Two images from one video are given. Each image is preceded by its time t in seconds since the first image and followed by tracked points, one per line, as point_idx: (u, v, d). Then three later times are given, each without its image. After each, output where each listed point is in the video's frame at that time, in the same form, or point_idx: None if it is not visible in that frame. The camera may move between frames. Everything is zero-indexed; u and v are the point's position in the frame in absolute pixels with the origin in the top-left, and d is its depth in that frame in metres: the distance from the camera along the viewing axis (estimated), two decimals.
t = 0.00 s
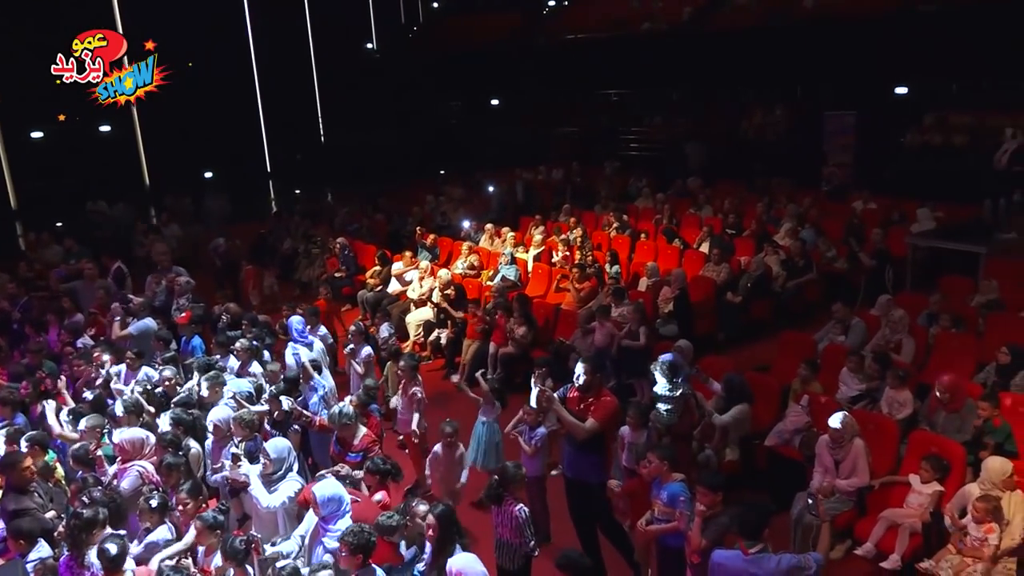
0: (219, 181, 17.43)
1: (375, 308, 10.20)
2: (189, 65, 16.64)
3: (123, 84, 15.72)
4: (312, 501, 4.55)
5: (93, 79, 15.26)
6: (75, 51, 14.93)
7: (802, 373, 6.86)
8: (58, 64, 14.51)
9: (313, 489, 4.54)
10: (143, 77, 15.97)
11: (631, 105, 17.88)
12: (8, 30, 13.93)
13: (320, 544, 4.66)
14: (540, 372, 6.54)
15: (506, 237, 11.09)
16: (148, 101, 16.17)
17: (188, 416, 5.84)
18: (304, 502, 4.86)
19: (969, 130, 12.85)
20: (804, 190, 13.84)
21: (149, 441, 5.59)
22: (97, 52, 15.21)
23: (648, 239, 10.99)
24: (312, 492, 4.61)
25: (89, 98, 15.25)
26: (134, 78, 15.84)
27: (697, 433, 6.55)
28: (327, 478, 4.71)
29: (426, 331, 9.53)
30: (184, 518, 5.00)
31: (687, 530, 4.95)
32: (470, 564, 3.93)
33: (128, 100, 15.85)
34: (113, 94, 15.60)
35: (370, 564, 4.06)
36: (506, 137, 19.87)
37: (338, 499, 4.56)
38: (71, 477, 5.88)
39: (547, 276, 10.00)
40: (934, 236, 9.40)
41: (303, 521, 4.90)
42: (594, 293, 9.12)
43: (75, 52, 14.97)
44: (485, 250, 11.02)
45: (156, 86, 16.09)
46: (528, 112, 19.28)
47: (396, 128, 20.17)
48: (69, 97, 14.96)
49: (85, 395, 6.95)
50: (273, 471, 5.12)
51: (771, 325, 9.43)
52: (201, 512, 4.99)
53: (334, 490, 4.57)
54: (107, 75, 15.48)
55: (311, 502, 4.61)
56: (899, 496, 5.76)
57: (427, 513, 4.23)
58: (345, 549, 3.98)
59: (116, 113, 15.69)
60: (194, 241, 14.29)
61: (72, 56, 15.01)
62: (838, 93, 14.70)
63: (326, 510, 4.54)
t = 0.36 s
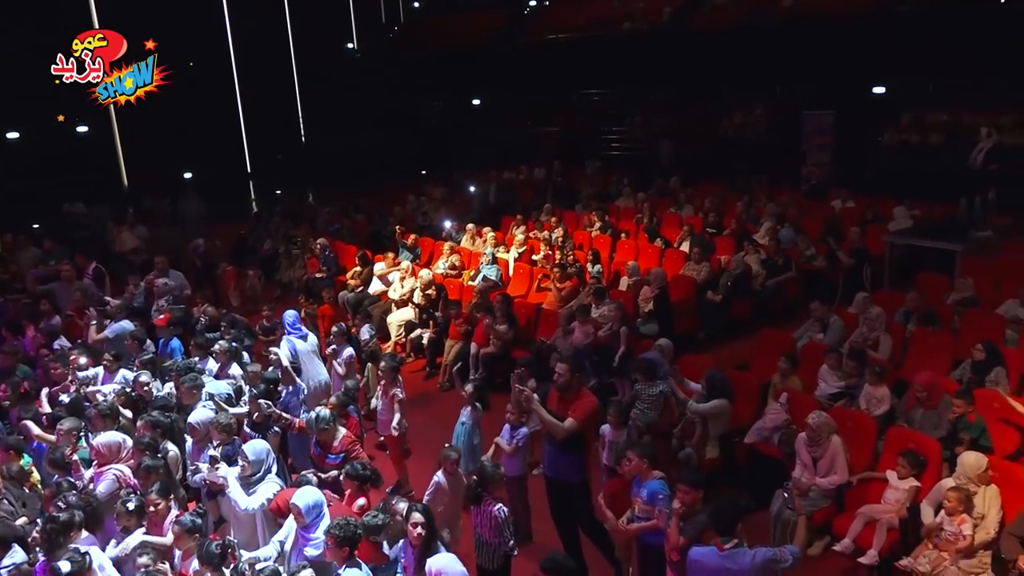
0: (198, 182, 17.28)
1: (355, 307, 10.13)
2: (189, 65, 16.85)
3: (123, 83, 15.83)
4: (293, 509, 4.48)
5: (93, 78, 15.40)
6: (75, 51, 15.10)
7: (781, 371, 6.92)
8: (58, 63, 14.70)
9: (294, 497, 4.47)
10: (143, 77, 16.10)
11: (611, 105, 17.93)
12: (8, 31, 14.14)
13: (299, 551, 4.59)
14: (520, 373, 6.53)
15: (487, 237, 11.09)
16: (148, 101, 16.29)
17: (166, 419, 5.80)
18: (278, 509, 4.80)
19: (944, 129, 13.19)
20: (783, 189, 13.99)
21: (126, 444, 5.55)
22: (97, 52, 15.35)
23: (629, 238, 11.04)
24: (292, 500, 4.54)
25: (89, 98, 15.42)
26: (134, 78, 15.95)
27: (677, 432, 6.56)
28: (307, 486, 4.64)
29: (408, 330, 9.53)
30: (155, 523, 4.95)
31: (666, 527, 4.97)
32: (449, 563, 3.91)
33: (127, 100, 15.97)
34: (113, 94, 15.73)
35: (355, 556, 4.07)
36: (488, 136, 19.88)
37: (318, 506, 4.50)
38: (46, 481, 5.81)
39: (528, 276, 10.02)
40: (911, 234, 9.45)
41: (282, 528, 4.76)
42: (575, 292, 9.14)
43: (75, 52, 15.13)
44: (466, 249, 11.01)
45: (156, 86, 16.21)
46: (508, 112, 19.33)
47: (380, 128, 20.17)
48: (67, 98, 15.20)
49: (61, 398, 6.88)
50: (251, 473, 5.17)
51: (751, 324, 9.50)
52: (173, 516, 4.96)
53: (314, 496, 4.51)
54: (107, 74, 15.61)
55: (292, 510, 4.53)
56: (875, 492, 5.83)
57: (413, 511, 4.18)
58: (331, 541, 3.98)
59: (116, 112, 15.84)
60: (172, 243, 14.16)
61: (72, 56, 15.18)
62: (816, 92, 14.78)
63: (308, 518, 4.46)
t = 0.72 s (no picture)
0: (181, 184, 17.20)
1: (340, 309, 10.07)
2: (191, 65, 17.09)
3: (123, 84, 16.01)
4: (275, 517, 4.41)
5: (93, 78, 15.51)
6: (75, 51, 15.16)
7: (764, 369, 6.97)
8: (60, 63, 14.77)
9: (275, 505, 4.40)
10: (144, 77, 16.31)
11: (596, 104, 17.97)
12: (9, 31, 14.18)
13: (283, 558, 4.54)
14: (504, 373, 6.53)
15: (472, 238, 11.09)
16: (148, 100, 16.47)
17: (148, 422, 5.77)
18: (258, 516, 4.68)
19: (926, 128, 13.34)
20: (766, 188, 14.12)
21: (104, 450, 5.47)
22: (97, 52, 15.43)
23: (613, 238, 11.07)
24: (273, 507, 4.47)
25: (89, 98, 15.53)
26: (135, 78, 16.15)
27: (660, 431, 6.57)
28: (288, 491, 4.59)
29: (393, 332, 9.52)
30: (137, 523, 4.94)
31: (650, 526, 4.99)
32: (431, 566, 3.90)
33: (127, 100, 16.13)
34: (113, 94, 15.87)
35: (342, 559, 4.09)
36: (474, 138, 19.92)
37: (300, 512, 4.45)
38: (26, 486, 5.78)
39: (513, 276, 10.05)
40: (893, 234, 9.47)
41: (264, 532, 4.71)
42: (559, 293, 9.16)
43: (76, 52, 15.20)
44: (450, 250, 11.02)
45: (156, 86, 16.46)
46: (492, 113, 19.38)
47: (366, 129, 20.16)
48: (69, 98, 15.30)
49: (42, 402, 6.86)
50: (233, 476, 5.04)
51: (734, 323, 9.54)
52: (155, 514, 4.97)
53: (296, 503, 4.45)
54: (106, 74, 15.71)
55: (273, 517, 4.46)
56: (858, 488, 5.84)
57: (394, 514, 4.16)
58: (317, 542, 4.00)
59: (116, 112, 15.98)
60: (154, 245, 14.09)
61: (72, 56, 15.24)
62: (797, 93, 14.87)
63: (290, 525, 4.41)
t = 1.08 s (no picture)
0: (161, 186, 17.07)
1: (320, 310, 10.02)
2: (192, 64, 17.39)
3: (123, 84, 16.19)
4: (251, 520, 4.40)
5: (93, 78, 15.68)
6: (75, 51, 15.33)
7: (744, 368, 7.02)
8: (60, 63, 14.92)
9: (252, 507, 4.39)
10: (144, 77, 16.51)
11: (579, 104, 17.96)
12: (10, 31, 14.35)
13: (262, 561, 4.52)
14: (484, 373, 6.50)
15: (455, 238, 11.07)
16: (148, 100, 16.69)
17: (126, 425, 5.74)
18: (234, 519, 4.66)
19: (904, 129, 13.50)
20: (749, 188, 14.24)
21: (78, 454, 5.41)
22: (97, 52, 15.64)
23: (595, 238, 11.12)
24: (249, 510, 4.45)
25: (89, 98, 15.68)
26: (134, 79, 16.33)
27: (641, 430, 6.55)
28: (266, 493, 4.57)
29: (376, 333, 9.51)
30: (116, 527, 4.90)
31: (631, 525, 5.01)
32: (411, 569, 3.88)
33: (127, 100, 16.32)
34: (113, 94, 16.05)
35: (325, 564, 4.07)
36: (459, 138, 19.95)
37: (277, 514, 4.43)
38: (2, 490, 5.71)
39: (495, 276, 10.07)
40: (873, 233, 9.62)
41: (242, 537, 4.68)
42: (542, 293, 9.17)
43: (76, 53, 15.36)
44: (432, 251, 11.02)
45: (156, 86, 16.66)
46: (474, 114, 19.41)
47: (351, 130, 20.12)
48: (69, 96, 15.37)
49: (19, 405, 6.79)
50: (212, 479, 4.98)
51: (717, 323, 9.58)
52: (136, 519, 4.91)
53: (273, 504, 4.43)
54: (107, 75, 15.90)
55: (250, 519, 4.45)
56: (838, 485, 5.90)
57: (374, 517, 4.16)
58: (302, 548, 3.96)
59: (116, 113, 16.12)
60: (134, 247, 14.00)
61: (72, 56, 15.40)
62: (780, 93, 15.00)
63: (267, 527, 4.40)
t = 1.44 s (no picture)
0: (139, 187, 16.89)
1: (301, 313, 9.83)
2: (193, 64, 17.81)
3: (123, 84, 16.42)
4: (225, 520, 4.40)
5: (93, 78, 15.91)
6: (75, 51, 15.59)
7: (722, 366, 7.07)
8: (61, 63, 15.13)
9: (225, 508, 4.39)
10: (144, 77, 16.76)
11: (559, 104, 17.99)
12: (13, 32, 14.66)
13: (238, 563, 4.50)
14: (463, 375, 6.46)
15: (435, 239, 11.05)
16: (148, 100, 16.93)
17: (101, 430, 5.71)
18: (209, 523, 4.62)
19: (881, 128, 13.87)
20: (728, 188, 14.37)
21: (49, 460, 5.33)
22: (97, 52, 15.93)
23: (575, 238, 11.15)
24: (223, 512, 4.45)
25: (89, 98, 15.90)
26: (135, 79, 16.57)
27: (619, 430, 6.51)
28: (241, 496, 4.56)
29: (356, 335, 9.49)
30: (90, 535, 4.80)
31: (609, 524, 5.03)
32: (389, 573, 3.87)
33: (127, 100, 16.55)
34: (113, 94, 16.26)
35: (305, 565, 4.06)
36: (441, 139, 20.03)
37: (252, 516, 4.43)
38: None
39: (475, 277, 10.08)
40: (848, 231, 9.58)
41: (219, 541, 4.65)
42: (522, 294, 9.19)
43: (76, 53, 15.60)
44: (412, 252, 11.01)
45: (156, 86, 16.90)
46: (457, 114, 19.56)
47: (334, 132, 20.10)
48: (68, 95, 15.55)
49: None
50: (190, 485, 4.84)
51: (695, 322, 9.63)
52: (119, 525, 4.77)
53: (247, 506, 4.43)
54: (107, 74, 16.15)
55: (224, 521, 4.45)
56: (815, 482, 5.94)
57: (351, 516, 4.15)
58: (279, 552, 3.95)
59: (116, 112, 16.34)
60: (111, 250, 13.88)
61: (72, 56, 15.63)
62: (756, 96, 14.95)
63: (240, 529, 4.39)
